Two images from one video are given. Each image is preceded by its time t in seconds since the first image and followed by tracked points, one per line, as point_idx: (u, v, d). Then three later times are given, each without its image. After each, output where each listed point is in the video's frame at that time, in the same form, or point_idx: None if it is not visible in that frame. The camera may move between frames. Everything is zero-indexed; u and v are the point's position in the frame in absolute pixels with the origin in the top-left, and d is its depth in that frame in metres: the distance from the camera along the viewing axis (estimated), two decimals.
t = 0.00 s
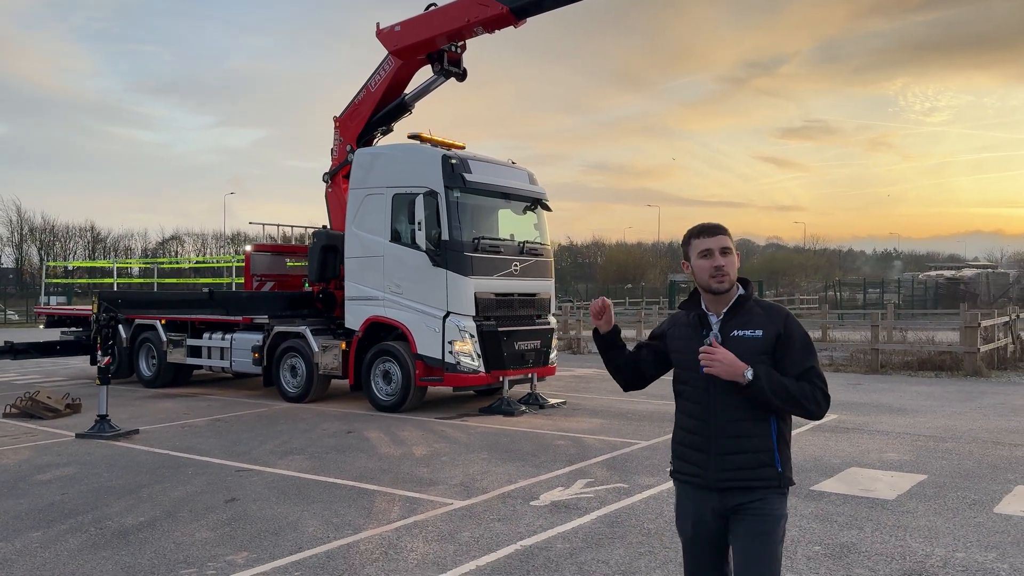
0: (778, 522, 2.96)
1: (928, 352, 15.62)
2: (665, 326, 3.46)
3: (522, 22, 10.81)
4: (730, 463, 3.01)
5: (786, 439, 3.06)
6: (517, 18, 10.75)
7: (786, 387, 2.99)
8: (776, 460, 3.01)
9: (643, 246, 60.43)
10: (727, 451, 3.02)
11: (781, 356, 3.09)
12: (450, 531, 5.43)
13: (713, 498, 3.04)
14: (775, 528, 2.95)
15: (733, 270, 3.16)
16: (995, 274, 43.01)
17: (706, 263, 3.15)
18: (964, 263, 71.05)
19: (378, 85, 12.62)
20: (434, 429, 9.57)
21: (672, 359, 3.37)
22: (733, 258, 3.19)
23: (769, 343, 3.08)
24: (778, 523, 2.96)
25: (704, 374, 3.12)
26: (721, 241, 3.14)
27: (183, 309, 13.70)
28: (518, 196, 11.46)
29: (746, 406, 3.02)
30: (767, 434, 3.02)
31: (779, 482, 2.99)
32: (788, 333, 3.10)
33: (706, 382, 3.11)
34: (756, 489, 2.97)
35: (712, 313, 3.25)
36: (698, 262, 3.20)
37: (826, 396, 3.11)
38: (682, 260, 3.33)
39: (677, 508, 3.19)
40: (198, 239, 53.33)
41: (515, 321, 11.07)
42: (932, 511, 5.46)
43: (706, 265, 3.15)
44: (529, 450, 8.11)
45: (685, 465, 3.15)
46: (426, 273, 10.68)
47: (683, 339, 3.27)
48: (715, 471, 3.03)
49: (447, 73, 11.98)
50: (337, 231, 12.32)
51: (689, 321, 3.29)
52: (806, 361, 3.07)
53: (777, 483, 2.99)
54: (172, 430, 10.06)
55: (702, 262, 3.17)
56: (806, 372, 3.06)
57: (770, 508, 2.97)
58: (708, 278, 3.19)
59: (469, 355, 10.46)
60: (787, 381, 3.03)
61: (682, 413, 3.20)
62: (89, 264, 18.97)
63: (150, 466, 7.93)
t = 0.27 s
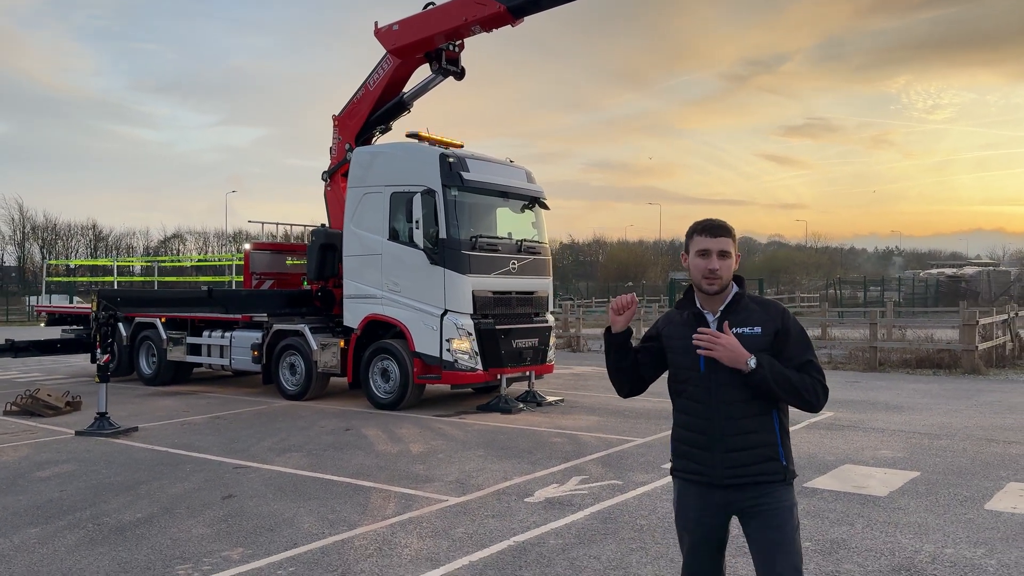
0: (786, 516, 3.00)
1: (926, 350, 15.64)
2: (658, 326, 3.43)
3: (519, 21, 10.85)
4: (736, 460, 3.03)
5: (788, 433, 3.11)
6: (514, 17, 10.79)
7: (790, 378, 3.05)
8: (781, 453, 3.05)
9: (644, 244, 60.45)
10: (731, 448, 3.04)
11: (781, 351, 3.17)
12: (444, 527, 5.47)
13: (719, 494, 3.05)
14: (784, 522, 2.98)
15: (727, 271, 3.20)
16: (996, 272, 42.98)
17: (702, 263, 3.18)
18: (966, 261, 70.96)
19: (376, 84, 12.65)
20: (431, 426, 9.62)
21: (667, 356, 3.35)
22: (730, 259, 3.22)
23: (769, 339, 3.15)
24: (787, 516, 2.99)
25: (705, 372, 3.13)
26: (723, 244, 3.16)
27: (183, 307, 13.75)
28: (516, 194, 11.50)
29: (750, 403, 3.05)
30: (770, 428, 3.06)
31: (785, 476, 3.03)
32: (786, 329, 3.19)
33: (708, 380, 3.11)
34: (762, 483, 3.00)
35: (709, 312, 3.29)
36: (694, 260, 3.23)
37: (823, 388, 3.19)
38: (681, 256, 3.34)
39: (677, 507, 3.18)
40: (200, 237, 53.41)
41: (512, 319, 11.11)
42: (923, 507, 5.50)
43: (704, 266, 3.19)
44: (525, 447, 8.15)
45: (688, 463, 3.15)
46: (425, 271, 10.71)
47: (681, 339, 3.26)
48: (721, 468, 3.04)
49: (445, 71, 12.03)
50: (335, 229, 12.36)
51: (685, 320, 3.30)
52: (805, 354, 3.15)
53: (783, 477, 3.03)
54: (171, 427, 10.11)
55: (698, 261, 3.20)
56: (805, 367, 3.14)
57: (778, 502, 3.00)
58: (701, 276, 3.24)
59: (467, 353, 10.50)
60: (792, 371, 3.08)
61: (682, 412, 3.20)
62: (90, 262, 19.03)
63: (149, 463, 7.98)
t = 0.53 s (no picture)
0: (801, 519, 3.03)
1: (926, 349, 15.66)
2: (683, 319, 3.49)
3: (519, 20, 10.89)
4: (752, 460, 3.06)
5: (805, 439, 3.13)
6: (514, 17, 10.83)
7: (810, 404, 3.06)
8: (797, 457, 3.07)
9: (645, 243, 60.48)
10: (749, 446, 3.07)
11: (805, 358, 3.14)
12: (443, 524, 5.52)
13: (735, 495, 3.08)
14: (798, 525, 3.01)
15: (759, 264, 3.23)
16: (997, 270, 42.96)
17: (732, 253, 3.23)
18: (968, 260, 70.91)
19: (376, 84, 12.70)
20: (432, 425, 9.67)
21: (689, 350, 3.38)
22: (762, 254, 3.25)
23: (796, 343, 3.13)
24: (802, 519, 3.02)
25: (729, 368, 3.16)
26: (752, 233, 3.21)
27: (184, 306, 13.81)
28: (516, 194, 11.54)
29: (770, 405, 3.08)
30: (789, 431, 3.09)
31: (800, 480, 3.06)
32: (814, 335, 3.15)
33: (731, 376, 3.15)
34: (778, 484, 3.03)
35: (737, 308, 3.28)
36: (725, 253, 3.27)
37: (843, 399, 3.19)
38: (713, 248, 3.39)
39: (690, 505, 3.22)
40: (201, 236, 53.50)
41: (512, 318, 11.15)
42: (918, 504, 5.53)
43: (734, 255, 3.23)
44: (525, 446, 8.20)
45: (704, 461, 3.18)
46: (425, 271, 10.76)
47: (706, 332, 3.28)
48: (737, 468, 3.08)
49: (445, 71, 12.07)
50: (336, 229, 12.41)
51: (711, 314, 3.32)
52: (828, 364, 3.13)
53: (798, 480, 3.06)
54: (173, 426, 10.16)
55: (729, 252, 3.24)
56: (828, 377, 3.12)
57: (794, 505, 3.02)
58: (732, 270, 3.26)
59: (467, 352, 10.55)
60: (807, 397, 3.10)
61: (702, 408, 3.24)
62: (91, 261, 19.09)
63: (150, 461, 8.03)
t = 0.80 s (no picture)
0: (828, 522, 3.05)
1: (925, 349, 15.71)
2: (713, 317, 3.48)
3: (518, 22, 10.95)
4: (780, 462, 3.08)
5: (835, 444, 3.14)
6: (514, 19, 10.90)
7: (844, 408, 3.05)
8: (827, 460, 3.08)
9: (646, 243, 60.55)
10: (779, 448, 3.09)
11: (838, 364, 3.15)
12: (443, 521, 5.58)
13: (760, 497, 3.10)
14: (824, 528, 3.03)
15: (800, 263, 3.25)
16: (998, 270, 42.98)
17: (774, 249, 3.26)
18: (969, 260, 70.90)
19: (377, 85, 12.76)
20: (433, 424, 9.73)
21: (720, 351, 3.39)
22: (803, 253, 3.27)
23: (829, 348, 3.14)
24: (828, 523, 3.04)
25: (759, 369, 3.18)
26: (795, 231, 3.24)
27: (186, 306, 13.88)
28: (516, 195, 11.60)
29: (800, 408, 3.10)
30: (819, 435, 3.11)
31: (828, 483, 3.08)
32: (848, 342, 3.15)
33: (760, 377, 3.17)
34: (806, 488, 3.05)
35: (772, 309, 3.28)
36: (766, 249, 3.31)
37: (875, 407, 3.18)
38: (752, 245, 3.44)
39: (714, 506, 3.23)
40: (202, 237, 53.62)
41: (512, 318, 11.21)
42: (914, 502, 5.59)
43: (773, 251, 3.26)
44: (525, 444, 8.25)
45: (731, 463, 3.20)
46: (425, 271, 10.82)
47: (737, 331, 3.30)
48: (764, 470, 3.10)
49: (445, 72, 12.13)
50: (337, 229, 12.48)
51: (744, 313, 3.33)
52: (862, 371, 3.12)
53: (826, 484, 3.08)
54: (175, 425, 10.23)
55: (770, 248, 3.28)
56: (861, 384, 3.12)
57: (821, 509, 3.05)
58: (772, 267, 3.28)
59: (468, 351, 10.60)
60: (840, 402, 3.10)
61: (730, 408, 3.26)
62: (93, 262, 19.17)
63: (153, 460, 8.10)
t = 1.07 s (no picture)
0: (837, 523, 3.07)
1: (925, 349, 15.72)
2: (731, 315, 3.51)
3: (519, 24, 11.01)
4: (793, 461, 3.10)
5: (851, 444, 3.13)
6: (514, 21, 10.95)
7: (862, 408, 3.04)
8: (839, 460, 3.10)
9: (646, 244, 60.59)
10: (792, 448, 3.11)
11: (858, 363, 3.12)
12: (444, 520, 5.62)
13: (771, 496, 3.13)
14: (833, 528, 3.06)
15: (821, 263, 3.25)
16: (998, 271, 42.99)
17: (796, 249, 3.24)
18: (971, 261, 70.89)
19: (379, 87, 12.81)
20: (434, 424, 9.77)
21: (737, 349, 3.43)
22: (824, 252, 3.26)
23: (848, 347, 3.12)
24: (837, 524, 3.06)
25: (776, 367, 3.20)
26: (817, 230, 3.22)
27: (188, 308, 13.94)
28: (517, 196, 11.65)
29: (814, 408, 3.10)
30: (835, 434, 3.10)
31: (840, 484, 3.09)
32: (867, 340, 3.12)
33: (776, 376, 3.18)
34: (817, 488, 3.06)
35: (791, 308, 3.30)
36: (788, 248, 3.29)
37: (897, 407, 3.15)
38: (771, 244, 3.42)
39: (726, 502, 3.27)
40: (204, 238, 53.71)
41: (513, 319, 11.26)
42: (911, 501, 5.63)
43: (795, 250, 3.25)
44: (525, 445, 8.29)
45: (744, 460, 3.23)
46: (426, 272, 10.88)
47: (755, 329, 3.33)
48: (776, 469, 3.12)
49: (446, 74, 12.18)
50: (338, 231, 12.54)
51: (763, 311, 3.35)
52: (881, 371, 3.10)
53: (838, 485, 3.08)
54: (178, 426, 10.28)
55: (793, 247, 3.26)
56: (881, 384, 3.10)
57: (831, 510, 3.06)
58: (794, 267, 3.27)
59: (468, 352, 10.66)
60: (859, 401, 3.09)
61: (745, 406, 3.29)
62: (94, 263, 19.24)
63: (156, 460, 8.15)
